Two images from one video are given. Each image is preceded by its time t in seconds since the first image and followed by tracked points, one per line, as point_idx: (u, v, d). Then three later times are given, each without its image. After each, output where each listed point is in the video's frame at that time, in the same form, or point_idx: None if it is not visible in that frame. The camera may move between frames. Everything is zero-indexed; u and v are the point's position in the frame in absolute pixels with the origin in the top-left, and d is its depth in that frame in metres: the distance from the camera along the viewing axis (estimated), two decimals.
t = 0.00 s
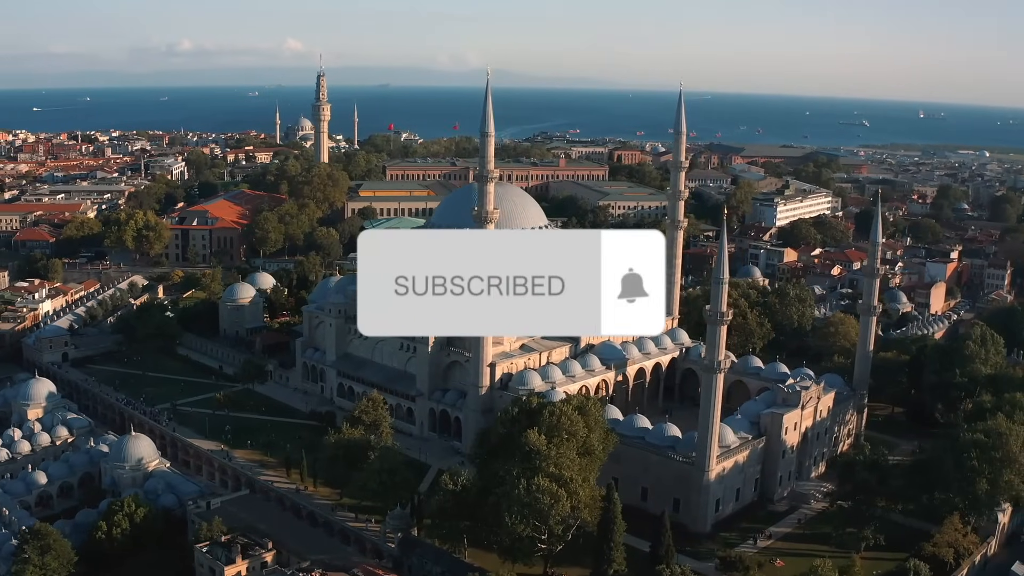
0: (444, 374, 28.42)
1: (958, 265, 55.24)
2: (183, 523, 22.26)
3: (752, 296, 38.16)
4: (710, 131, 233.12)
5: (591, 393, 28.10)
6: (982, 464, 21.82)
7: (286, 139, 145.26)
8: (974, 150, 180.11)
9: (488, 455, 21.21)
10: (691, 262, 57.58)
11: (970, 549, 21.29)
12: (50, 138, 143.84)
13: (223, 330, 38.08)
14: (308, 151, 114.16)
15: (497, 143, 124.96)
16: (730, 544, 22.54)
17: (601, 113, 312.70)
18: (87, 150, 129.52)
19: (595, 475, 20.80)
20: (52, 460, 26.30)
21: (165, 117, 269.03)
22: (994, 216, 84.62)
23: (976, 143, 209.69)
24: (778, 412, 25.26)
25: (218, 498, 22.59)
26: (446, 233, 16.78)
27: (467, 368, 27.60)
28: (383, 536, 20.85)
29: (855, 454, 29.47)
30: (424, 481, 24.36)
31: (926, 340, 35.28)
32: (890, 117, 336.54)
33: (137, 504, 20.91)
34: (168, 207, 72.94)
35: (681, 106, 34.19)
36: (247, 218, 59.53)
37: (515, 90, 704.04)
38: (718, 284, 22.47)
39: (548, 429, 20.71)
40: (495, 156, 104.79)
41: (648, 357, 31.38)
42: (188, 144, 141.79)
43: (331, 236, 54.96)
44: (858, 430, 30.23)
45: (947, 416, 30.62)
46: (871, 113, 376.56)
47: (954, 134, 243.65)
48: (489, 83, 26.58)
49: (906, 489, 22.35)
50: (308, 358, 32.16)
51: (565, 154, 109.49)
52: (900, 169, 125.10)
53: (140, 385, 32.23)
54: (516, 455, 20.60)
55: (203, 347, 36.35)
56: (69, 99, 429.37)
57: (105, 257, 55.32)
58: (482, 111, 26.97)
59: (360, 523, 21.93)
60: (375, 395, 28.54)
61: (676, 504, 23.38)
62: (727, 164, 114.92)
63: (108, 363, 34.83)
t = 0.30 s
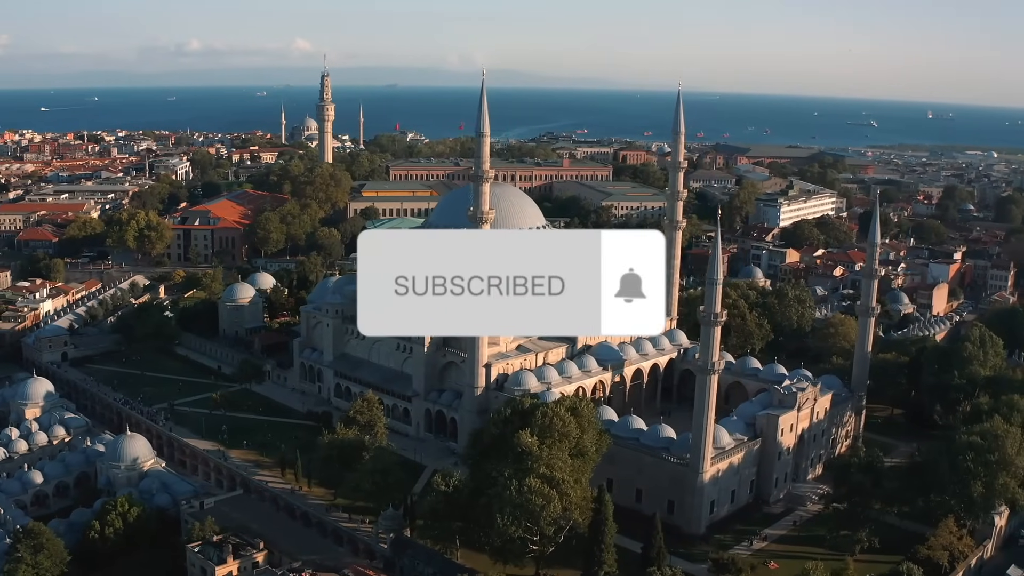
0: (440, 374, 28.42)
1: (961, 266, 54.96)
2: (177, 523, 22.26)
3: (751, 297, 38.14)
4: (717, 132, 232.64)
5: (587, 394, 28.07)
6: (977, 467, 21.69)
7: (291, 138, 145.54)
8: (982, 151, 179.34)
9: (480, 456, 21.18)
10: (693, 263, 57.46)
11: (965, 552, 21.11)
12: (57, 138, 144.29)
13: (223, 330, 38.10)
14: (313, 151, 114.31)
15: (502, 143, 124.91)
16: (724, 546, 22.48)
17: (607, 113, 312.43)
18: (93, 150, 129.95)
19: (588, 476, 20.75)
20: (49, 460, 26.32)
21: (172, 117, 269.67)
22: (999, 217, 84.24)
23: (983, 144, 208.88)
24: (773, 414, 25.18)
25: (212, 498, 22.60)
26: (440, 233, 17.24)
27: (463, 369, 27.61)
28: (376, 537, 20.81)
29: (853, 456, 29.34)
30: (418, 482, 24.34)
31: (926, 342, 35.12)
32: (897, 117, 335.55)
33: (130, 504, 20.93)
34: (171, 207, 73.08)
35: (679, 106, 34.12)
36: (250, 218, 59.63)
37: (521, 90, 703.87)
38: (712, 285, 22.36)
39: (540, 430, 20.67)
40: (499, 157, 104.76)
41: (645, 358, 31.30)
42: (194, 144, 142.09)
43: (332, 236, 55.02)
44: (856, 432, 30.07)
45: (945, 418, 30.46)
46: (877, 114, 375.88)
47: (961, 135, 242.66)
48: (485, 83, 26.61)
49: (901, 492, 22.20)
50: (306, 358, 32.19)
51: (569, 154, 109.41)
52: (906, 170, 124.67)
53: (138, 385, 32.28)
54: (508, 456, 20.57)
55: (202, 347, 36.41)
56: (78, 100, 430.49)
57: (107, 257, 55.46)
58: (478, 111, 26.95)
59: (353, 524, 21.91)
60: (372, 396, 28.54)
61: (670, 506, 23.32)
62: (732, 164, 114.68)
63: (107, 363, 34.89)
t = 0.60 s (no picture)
0: (436, 375, 28.44)
1: (965, 268, 54.62)
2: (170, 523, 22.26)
3: (751, 298, 38.08)
4: (724, 132, 232.17)
5: (583, 395, 28.04)
6: (972, 470, 21.43)
7: (298, 138, 145.85)
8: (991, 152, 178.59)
9: (473, 456, 21.17)
10: (695, 264, 57.33)
11: (959, 556, 20.85)
12: (65, 138, 144.89)
13: (223, 330, 38.17)
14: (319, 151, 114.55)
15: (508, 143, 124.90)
16: (717, 548, 22.40)
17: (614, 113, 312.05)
18: (100, 150, 130.50)
19: (580, 478, 20.72)
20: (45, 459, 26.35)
21: (180, 117, 270.59)
22: (1006, 218, 83.80)
23: (991, 145, 208.24)
24: (769, 416, 25.07)
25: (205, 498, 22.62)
26: (443, 233, 17.30)
27: (458, 369, 27.61)
28: (367, 537, 20.82)
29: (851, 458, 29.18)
30: (412, 483, 24.31)
31: (926, 343, 34.90)
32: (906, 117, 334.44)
33: (123, 504, 20.96)
34: (175, 206, 73.26)
35: (677, 107, 34.03)
36: (252, 218, 59.76)
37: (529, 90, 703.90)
38: (705, 285, 22.28)
39: (532, 431, 20.65)
40: (504, 157, 104.77)
41: (643, 359, 31.23)
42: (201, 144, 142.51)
43: (334, 236, 55.10)
44: (855, 434, 29.88)
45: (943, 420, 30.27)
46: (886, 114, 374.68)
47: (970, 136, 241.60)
48: (480, 83, 26.61)
49: (894, 495, 21.97)
50: (304, 358, 32.23)
51: (574, 154, 109.33)
52: (914, 170, 124.11)
53: (137, 385, 32.33)
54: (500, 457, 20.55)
55: (201, 348, 36.49)
56: (88, 99, 430.81)
57: (110, 256, 55.63)
58: (473, 112, 26.98)
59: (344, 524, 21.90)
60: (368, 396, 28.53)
61: (664, 508, 23.25)
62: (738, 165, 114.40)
63: (106, 363, 34.97)
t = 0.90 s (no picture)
0: (433, 376, 28.46)
1: (969, 269, 54.36)
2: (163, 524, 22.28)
3: (751, 299, 37.99)
4: (732, 133, 231.59)
5: (579, 396, 27.98)
6: (968, 473, 21.29)
7: (304, 138, 146.19)
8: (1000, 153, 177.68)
9: (466, 457, 21.14)
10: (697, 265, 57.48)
11: (956, 559, 20.68)
12: (73, 137, 145.57)
13: (223, 330, 38.23)
14: (324, 151, 114.78)
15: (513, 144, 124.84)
16: (713, 551, 22.32)
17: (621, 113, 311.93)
18: (107, 149, 131.10)
19: (573, 479, 20.70)
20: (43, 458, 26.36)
21: (187, 117, 271.45)
22: (1013, 219, 83.31)
23: (1000, 146, 207.30)
24: (765, 417, 24.97)
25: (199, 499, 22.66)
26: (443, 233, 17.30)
27: (455, 370, 27.62)
28: (361, 538, 20.83)
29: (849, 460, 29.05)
30: (406, 484, 24.30)
31: (927, 345, 34.71)
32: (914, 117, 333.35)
33: (117, 503, 21.00)
34: (180, 206, 73.47)
35: (676, 108, 33.90)
36: (256, 218, 59.91)
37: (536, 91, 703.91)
38: (700, 287, 22.21)
39: (525, 432, 20.64)
40: (509, 157, 104.76)
41: (641, 360, 31.13)
42: (208, 144, 142.96)
43: (337, 237, 55.15)
44: (853, 436, 29.73)
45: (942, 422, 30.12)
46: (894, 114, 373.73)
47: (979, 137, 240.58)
48: (476, 83, 26.60)
49: (890, 498, 21.82)
50: (302, 358, 32.27)
51: (579, 155, 109.22)
52: (922, 171, 123.49)
53: (136, 385, 32.39)
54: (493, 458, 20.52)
55: (201, 348, 36.56)
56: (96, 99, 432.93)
57: (113, 256, 55.81)
58: (469, 111, 26.99)
59: (338, 524, 21.90)
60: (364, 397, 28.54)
61: (659, 510, 23.19)
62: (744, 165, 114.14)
63: (106, 362, 35.07)
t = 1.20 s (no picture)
0: (430, 376, 28.45)
1: (975, 270, 54.01)
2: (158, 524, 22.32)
3: (752, 300, 37.85)
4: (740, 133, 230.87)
5: (576, 397, 27.91)
6: (964, 476, 21.10)
7: (312, 138, 146.49)
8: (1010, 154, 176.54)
9: (458, 458, 21.13)
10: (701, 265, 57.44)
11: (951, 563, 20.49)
12: (82, 137, 146.20)
13: (223, 330, 38.29)
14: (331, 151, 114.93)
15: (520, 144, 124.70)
16: (707, 553, 22.24)
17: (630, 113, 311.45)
18: (116, 149, 131.55)
19: (566, 481, 20.68)
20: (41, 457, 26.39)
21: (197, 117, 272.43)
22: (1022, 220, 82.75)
23: (1010, 146, 206.12)
24: (761, 419, 24.84)
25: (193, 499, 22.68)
26: (439, 233, 17.23)
27: (451, 370, 27.62)
28: (353, 539, 20.82)
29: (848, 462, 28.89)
30: (400, 484, 24.28)
31: (928, 346, 34.46)
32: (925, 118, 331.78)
33: (111, 503, 21.03)
34: (185, 206, 73.67)
35: (676, 107, 33.74)
36: (260, 218, 60.04)
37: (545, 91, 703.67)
38: (694, 288, 22.13)
39: (518, 434, 20.61)
40: (516, 157, 104.68)
41: (639, 361, 31.04)
42: (216, 143, 143.36)
43: (340, 237, 55.20)
44: (853, 438, 29.55)
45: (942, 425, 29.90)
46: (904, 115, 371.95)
47: (990, 137, 239.34)
48: (472, 83, 26.58)
49: (886, 501, 21.67)
50: (301, 358, 32.31)
51: (585, 155, 108.97)
52: (932, 172, 122.81)
53: (136, 384, 32.49)
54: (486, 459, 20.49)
55: (202, 348, 36.66)
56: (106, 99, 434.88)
57: (117, 256, 56.02)
58: (465, 111, 27.00)
59: (332, 525, 21.90)
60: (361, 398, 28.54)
61: (654, 512, 23.12)
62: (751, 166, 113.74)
63: (107, 362, 35.19)
